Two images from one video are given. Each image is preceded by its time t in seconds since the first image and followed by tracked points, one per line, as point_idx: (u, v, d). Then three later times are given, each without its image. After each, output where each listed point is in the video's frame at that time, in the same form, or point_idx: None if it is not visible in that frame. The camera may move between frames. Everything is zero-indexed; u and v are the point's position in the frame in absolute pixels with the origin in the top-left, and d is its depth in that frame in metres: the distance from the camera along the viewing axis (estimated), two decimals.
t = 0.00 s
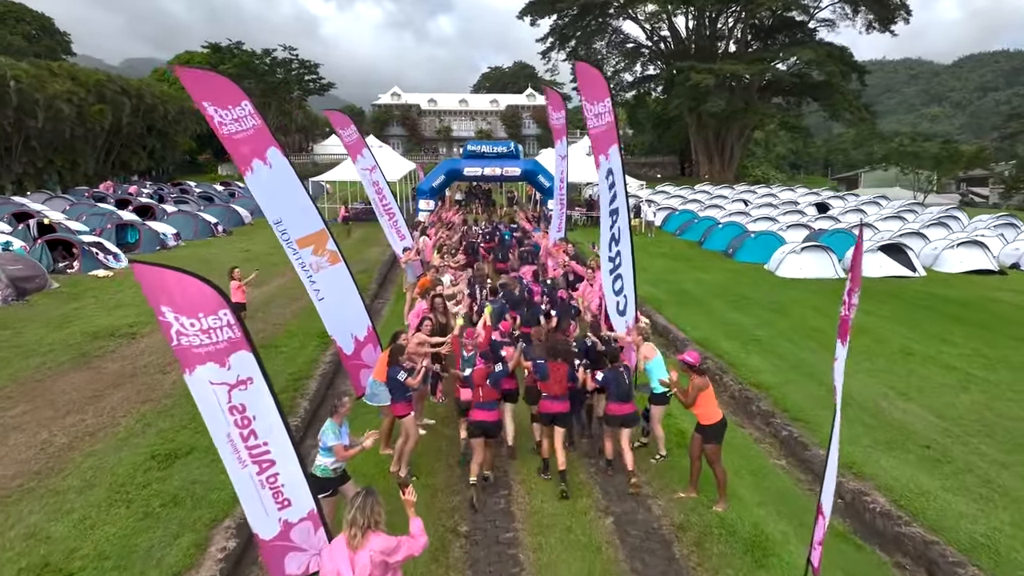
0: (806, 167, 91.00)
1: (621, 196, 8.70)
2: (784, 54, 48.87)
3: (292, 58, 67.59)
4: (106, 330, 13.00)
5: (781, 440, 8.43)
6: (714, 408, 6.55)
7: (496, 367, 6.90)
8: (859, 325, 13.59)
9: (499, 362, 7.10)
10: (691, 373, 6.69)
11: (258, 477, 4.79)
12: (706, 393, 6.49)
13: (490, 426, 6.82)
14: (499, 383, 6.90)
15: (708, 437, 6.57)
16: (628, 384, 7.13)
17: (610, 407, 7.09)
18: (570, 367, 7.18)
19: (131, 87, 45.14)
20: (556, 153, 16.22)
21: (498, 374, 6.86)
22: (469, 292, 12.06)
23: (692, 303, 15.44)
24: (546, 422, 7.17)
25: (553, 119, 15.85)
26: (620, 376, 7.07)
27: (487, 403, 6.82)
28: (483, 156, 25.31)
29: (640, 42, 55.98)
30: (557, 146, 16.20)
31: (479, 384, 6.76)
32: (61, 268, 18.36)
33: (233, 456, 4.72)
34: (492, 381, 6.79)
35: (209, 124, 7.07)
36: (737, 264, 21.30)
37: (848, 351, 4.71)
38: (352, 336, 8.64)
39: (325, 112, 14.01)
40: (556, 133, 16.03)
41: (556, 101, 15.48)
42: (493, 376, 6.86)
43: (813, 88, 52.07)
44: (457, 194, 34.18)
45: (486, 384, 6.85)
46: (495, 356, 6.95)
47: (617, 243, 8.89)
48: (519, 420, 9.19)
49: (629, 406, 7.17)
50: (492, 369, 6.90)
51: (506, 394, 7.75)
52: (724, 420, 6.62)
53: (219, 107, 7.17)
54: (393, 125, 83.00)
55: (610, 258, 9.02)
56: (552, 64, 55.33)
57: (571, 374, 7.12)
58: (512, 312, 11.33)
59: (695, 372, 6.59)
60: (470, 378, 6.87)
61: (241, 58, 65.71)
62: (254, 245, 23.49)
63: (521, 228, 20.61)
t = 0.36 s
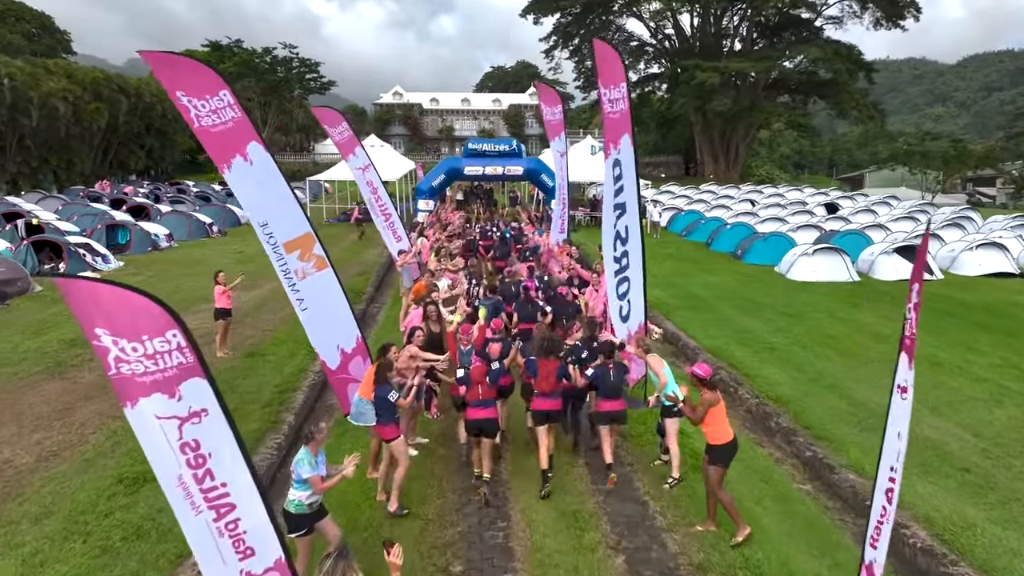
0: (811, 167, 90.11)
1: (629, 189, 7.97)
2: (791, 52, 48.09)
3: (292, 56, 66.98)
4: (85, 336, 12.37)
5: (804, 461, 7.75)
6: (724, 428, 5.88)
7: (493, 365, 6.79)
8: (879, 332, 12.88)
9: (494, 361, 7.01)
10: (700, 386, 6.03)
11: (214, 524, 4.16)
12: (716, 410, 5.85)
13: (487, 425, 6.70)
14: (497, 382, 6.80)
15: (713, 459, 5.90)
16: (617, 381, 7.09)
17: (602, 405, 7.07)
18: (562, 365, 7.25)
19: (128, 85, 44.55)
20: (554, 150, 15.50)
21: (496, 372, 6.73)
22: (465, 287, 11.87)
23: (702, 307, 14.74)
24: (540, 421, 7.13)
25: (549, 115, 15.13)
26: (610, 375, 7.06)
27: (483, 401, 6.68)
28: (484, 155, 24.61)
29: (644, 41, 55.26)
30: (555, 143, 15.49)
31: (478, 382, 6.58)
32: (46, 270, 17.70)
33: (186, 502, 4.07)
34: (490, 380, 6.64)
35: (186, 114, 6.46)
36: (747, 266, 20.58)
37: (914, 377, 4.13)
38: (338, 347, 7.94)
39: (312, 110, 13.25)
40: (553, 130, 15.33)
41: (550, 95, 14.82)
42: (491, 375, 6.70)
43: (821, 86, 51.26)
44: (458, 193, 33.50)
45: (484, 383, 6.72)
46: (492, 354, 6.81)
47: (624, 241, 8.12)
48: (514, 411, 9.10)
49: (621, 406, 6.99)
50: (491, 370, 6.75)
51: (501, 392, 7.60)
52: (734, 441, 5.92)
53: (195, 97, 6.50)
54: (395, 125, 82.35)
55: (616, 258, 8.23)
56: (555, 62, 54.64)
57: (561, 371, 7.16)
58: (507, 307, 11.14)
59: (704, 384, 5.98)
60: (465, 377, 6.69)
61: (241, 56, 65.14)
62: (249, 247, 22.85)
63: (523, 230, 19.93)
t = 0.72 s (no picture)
0: (817, 168, 89.30)
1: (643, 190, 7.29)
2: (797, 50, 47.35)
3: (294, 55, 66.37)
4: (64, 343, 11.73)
5: (833, 488, 7.07)
6: (745, 456, 5.19)
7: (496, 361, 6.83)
8: (902, 341, 12.18)
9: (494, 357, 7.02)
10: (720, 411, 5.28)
11: None
12: (739, 438, 5.17)
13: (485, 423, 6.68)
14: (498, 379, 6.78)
15: (728, 492, 5.21)
16: (616, 380, 6.92)
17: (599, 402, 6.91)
18: (560, 361, 7.01)
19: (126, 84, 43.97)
20: (556, 147, 14.85)
21: (497, 371, 6.71)
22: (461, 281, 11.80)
23: (713, 314, 14.06)
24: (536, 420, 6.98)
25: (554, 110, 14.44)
26: (607, 373, 6.87)
27: (483, 400, 6.66)
28: (485, 155, 23.95)
29: (649, 39, 54.57)
30: (559, 140, 14.80)
31: (478, 380, 6.58)
32: (32, 273, 17.08)
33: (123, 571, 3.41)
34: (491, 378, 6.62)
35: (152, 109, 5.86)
36: (757, 269, 19.91)
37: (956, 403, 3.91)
38: (325, 364, 7.23)
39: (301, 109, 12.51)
40: (557, 126, 14.65)
41: (556, 89, 14.19)
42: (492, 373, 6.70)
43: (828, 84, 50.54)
44: (460, 193, 32.88)
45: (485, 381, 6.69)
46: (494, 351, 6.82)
47: (637, 248, 7.47)
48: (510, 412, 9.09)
49: (619, 402, 6.93)
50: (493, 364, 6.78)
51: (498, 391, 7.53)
52: (757, 474, 5.22)
53: (160, 88, 5.88)
54: (397, 124, 81.73)
55: (628, 267, 7.57)
56: (558, 61, 53.96)
57: (559, 366, 6.93)
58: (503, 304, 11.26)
59: (725, 409, 5.27)
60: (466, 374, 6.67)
61: (241, 54, 64.61)
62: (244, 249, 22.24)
63: (525, 231, 19.25)
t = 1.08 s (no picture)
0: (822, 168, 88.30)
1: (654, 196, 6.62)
2: (805, 48, 46.59)
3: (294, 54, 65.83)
4: (42, 351, 11.12)
5: (870, 521, 6.39)
6: (773, 502, 4.58)
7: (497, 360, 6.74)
8: (929, 350, 11.50)
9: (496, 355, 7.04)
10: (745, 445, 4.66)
11: None
12: (769, 480, 4.53)
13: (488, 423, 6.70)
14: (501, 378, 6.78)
15: (754, 541, 4.62)
16: (613, 385, 6.72)
17: (596, 408, 6.75)
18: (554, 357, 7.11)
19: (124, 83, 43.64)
20: (565, 144, 14.16)
21: (499, 368, 6.70)
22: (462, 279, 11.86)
23: (727, 320, 13.41)
24: (533, 415, 7.00)
25: (564, 105, 13.72)
26: (604, 377, 6.69)
27: (485, 399, 6.71)
28: (487, 153, 23.26)
29: (653, 37, 53.85)
30: (567, 137, 14.09)
31: (482, 378, 6.64)
32: (16, 276, 16.44)
33: None
34: (494, 375, 6.65)
35: (118, 100, 5.19)
36: (768, 273, 19.23)
37: None
38: (312, 382, 6.54)
39: (289, 107, 11.89)
40: (566, 122, 13.94)
41: (568, 83, 13.50)
42: (495, 371, 6.70)
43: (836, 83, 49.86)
44: (461, 193, 32.25)
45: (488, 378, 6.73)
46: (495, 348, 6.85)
47: (655, 258, 6.77)
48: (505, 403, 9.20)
49: (618, 409, 6.79)
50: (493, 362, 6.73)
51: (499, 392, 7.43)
52: (785, 518, 4.64)
53: (127, 74, 5.18)
54: (399, 124, 81.08)
55: (648, 280, 6.87)
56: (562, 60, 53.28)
57: (552, 363, 7.01)
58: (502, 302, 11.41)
59: (751, 444, 4.59)
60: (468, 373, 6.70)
61: (242, 53, 64.07)
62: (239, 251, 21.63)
63: (528, 233, 18.59)
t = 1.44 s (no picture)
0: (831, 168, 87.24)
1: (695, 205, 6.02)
2: (816, 45, 45.75)
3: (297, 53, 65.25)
4: (21, 360, 10.49)
5: (921, 562, 5.71)
6: (801, 563, 4.07)
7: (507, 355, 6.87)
8: (963, 362, 10.80)
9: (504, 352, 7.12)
10: (770, 496, 4.15)
11: None
12: (795, 539, 4.04)
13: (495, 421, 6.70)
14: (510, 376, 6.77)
15: None
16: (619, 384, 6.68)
17: (602, 407, 6.71)
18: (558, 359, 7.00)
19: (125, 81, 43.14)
20: (577, 142, 13.36)
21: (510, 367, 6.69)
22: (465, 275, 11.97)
23: (745, 327, 12.72)
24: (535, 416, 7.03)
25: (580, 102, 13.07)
26: (611, 375, 6.67)
27: (494, 398, 6.69)
28: (492, 152, 22.59)
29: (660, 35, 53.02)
30: (581, 136, 13.32)
31: (494, 376, 6.60)
32: (4, 280, 15.85)
33: None
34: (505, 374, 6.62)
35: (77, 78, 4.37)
36: (784, 276, 18.50)
37: None
38: (291, 404, 5.67)
39: (282, 101, 11.16)
40: (581, 119, 13.23)
41: (585, 77, 13.07)
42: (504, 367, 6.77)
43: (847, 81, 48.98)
44: (466, 193, 31.57)
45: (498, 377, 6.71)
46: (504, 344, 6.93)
47: (689, 272, 6.12)
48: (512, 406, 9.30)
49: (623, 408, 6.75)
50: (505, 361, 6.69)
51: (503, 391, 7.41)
52: None
53: (88, 51, 4.38)
54: (404, 124, 80.42)
55: (678, 294, 6.23)
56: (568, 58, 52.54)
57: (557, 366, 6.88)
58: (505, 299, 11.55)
59: (775, 495, 4.12)
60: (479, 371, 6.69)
61: (245, 52, 63.54)
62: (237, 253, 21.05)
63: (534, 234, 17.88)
